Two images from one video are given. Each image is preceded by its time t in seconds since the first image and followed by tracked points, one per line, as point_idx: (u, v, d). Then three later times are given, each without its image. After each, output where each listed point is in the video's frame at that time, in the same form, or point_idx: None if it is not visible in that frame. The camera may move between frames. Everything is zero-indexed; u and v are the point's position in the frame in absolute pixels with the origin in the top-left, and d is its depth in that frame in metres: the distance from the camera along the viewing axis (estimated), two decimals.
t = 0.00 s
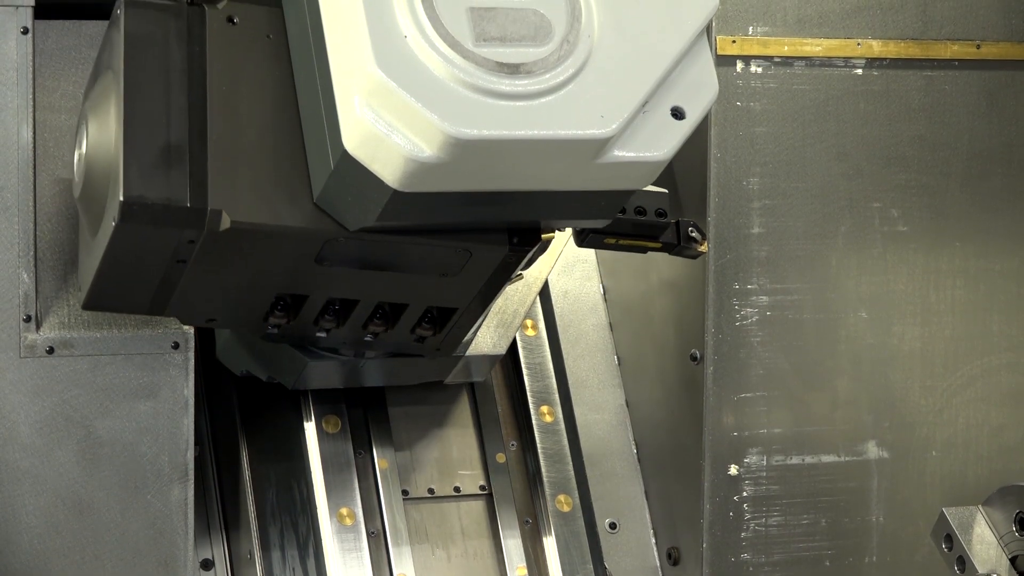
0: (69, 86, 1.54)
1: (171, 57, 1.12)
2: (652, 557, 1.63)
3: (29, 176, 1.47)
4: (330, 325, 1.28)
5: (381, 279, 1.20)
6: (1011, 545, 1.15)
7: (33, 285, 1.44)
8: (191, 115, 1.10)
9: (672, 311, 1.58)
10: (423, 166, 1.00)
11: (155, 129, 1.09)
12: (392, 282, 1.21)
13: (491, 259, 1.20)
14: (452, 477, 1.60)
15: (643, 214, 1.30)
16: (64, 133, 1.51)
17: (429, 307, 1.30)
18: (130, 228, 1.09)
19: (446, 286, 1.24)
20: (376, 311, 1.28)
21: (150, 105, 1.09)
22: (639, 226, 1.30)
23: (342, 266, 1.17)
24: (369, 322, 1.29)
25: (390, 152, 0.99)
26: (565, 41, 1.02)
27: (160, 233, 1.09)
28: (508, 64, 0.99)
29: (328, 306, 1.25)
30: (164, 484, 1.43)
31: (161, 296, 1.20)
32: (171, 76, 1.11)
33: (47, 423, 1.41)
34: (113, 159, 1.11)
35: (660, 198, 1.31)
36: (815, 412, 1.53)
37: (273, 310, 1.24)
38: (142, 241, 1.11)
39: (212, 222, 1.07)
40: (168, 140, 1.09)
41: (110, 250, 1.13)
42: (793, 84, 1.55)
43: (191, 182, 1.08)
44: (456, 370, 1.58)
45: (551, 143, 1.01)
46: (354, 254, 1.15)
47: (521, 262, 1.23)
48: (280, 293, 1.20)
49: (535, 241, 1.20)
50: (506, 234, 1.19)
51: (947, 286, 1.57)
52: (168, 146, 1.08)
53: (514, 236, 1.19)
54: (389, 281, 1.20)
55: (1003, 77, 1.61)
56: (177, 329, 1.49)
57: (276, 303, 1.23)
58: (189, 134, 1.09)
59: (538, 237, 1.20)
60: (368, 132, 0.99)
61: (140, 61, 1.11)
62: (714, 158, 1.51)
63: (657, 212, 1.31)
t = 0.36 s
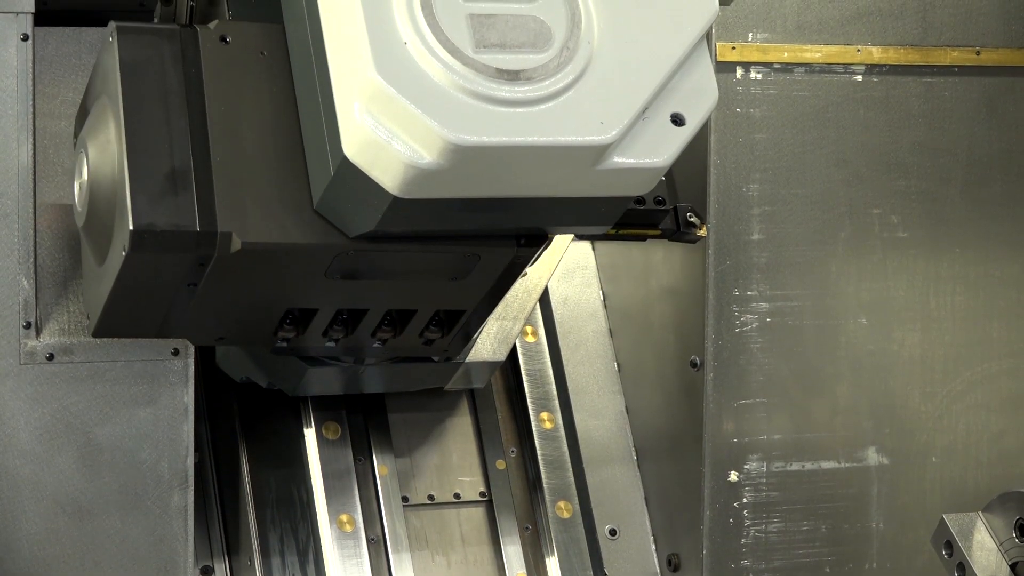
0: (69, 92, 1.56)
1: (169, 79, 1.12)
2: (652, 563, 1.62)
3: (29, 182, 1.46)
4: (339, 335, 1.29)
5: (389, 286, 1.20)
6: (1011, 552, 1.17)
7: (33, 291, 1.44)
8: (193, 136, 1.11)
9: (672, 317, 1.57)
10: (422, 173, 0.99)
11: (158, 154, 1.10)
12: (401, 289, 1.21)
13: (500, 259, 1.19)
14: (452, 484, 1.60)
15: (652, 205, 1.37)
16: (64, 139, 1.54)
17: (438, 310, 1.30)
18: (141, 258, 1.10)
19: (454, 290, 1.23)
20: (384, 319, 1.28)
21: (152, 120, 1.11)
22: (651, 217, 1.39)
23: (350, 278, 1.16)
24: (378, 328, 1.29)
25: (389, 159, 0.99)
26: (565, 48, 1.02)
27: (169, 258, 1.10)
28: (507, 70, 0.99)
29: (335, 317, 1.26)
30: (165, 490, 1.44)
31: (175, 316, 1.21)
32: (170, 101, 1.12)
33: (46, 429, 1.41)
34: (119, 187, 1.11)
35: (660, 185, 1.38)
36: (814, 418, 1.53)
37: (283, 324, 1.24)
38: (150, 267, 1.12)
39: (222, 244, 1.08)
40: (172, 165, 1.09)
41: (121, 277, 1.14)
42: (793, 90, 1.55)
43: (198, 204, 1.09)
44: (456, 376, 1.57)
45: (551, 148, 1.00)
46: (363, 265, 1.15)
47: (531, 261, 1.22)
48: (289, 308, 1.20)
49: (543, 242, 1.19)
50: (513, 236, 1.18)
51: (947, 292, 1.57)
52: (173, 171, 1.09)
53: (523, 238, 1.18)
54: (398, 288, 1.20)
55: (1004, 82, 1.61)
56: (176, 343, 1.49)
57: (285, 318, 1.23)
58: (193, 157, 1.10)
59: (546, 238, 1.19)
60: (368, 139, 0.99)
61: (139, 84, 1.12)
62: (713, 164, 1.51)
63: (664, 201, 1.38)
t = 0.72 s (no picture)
0: (80, 103, 1.59)
1: (179, 93, 1.14)
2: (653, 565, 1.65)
3: (39, 191, 1.49)
4: (344, 342, 1.31)
5: (394, 293, 1.22)
6: (1006, 555, 1.19)
7: (44, 299, 1.47)
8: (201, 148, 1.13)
9: (672, 323, 1.60)
10: (426, 182, 1.02)
11: (167, 164, 1.12)
12: (405, 295, 1.23)
13: (503, 265, 1.22)
14: (456, 488, 1.63)
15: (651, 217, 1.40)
16: (74, 150, 1.57)
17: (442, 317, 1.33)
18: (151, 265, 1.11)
19: (457, 296, 1.26)
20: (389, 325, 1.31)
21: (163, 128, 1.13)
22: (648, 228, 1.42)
23: (357, 285, 1.19)
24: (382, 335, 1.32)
25: (394, 168, 1.01)
26: (566, 59, 1.05)
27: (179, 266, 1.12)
28: (510, 81, 1.02)
29: (340, 323, 1.28)
30: (174, 494, 1.46)
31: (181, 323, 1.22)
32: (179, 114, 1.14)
33: (58, 434, 1.43)
34: (127, 194, 1.13)
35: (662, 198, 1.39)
36: (812, 423, 1.56)
37: (288, 331, 1.27)
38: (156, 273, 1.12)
39: (230, 250, 1.10)
40: (180, 174, 1.11)
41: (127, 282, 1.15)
42: (791, 101, 1.58)
43: (205, 212, 1.11)
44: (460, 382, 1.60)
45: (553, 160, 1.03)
46: (369, 272, 1.18)
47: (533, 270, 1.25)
48: (296, 314, 1.22)
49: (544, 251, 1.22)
50: (514, 245, 1.20)
51: (943, 299, 1.60)
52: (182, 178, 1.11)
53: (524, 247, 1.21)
54: (403, 295, 1.23)
55: (999, 93, 1.63)
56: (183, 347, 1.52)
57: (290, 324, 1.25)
58: (202, 167, 1.12)
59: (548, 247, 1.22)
60: (373, 148, 1.01)
61: (147, 93, 1.14)
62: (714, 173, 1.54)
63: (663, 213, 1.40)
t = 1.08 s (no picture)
0: (124, 129, 1.73)
1: (217, 99, 1.30)
2: (648, 552, 1.79)
3: (87, 210, 1.60)
4: (355, 343, 1.45)
5: (401, 303, 1.37)
6: (973, 544, 1.40)
7: (90, 308, 1.59)
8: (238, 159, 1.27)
9: (667, 331, 1.74)
10: (440, 201, 1.14)
11: (201, 161, 1.26)
12: (411, 305, 1.38)
13: (500, 285, 1.36)
14: (469, 482, 1.77)
15: (634, 254, 1.46)
16: (117, 172, 1.71)
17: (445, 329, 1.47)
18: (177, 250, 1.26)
19: (458, 309, 1.41)
20: (396, 331, 1.45)
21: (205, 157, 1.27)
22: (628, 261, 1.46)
23: (366, 292, 1.34)
24: (390, 341, 1.46)
25: (412, 188, 1.13)
26: (569, 89, 1.18)
27: (202, 256, 1.26)
28: (518, 109, 1.14)
29: (352, 325, 1.43)
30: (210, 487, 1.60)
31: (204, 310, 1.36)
32: (218, 117, 1.29)
33: (103, 432, 1.57)
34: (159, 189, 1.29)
35: (656, 238, 1.48)
36: (795, 423, 1.70)
37: (303, 327, 1.41)
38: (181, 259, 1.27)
39: (247, 245, 1.24)
40: (211, 171, 1.26)
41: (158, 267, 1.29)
42: (776, 126, 1.71)
43: (228, 210, 1.25)
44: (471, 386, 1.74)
45: (554, 180, 1.15)
46: (378, 282, 1.32)
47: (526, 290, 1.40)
48: (310, 313, 1.37)
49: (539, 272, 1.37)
50: (512, 264, 1.35)
51: (916, 309, 1.74)
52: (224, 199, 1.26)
53: (522, 268, 1.35)
54: (408, 305, 1.38)
55: (969, 119, 1.77)
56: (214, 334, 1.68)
57: (306, 321, 1.40)
58: (230, 168, 1.27)
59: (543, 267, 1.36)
60: (393, 169, 1.13)
61: (187, 102, 1.29)
62: (705, 192, 1.68)
63: (648, 253, 1.47)
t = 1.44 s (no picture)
0: (188, 158, 2.01)
1: (273, 117, 1.51)
2: (638, 522, 2.08)
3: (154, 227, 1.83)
4: (376, 338, 1.64)
5: (419, 303, 1.57)
6: (919, 515, 1.30)
7: (158, 312, 1.81)
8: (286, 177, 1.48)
9: (653, 333, 2.03)
10: (459, 220, 1.34)
11: (251, 165, 1.48)
12: (427, 306, 1.58)
13: (503, 293, 1.58)
14: (484, 461, 2.05)
15: (620, 280, 1.69)
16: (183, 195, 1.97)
17: (454, 332, 1.67)
18: (226, 240, 1.46)
19: (466, 312, 1.61)
20: (413, 330, 1.65)
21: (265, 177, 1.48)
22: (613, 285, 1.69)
23: (389, 290, 1.54)
24: (407, 339, 1.66)
25: (435, 210, 1.34)
26: (569, 125, 1.38)
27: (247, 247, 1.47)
28: (526, 143, 1.35)
29: (375, 322, 1.62)
30: (262, 465, 1.82)
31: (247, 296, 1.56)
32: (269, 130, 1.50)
33: (170, 418, 1.79)
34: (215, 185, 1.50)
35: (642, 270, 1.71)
36: (765, 411, 1.97)
37: (332, 320, 1.60)
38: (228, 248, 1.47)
39: (283, 238, 1.45)
40: (259, 175, 1.48)
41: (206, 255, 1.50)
42: (748, 156, 1.99)
43: (272, 209, 1.46)
44: (486, 379, 2.02)
45: (557, 202, 1.36)
46: (400, 279, 1.53)
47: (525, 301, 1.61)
48: (339, 305, 1.56)
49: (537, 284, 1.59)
50: (513, 272, 1.57)
51: (868, 313, 2.03)
52: (274, 211, 1.46)
53: (521, 279, 1.57)
54: (424, 305, 1.58)
55: (914, 151, 2.06)
56: (264, 328, 1.91)
57: (334, 314, 1.59)
58: (277, 172, 1.48)
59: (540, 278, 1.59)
60: (419, 194, 1.34)
61: (248, 116, 1.50)
62: (687, 213, 1.94)
63: (632, 281, 1.70)
